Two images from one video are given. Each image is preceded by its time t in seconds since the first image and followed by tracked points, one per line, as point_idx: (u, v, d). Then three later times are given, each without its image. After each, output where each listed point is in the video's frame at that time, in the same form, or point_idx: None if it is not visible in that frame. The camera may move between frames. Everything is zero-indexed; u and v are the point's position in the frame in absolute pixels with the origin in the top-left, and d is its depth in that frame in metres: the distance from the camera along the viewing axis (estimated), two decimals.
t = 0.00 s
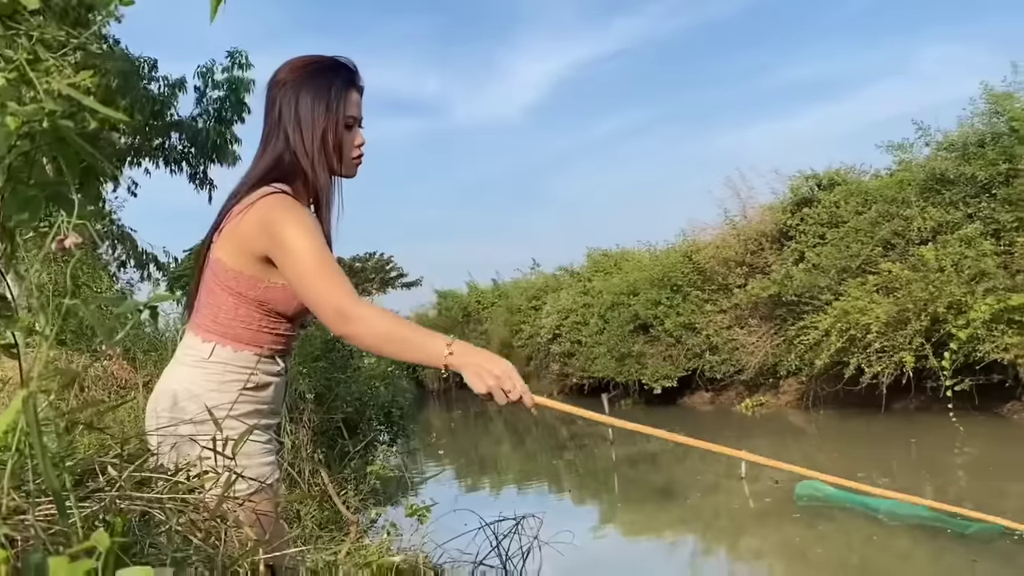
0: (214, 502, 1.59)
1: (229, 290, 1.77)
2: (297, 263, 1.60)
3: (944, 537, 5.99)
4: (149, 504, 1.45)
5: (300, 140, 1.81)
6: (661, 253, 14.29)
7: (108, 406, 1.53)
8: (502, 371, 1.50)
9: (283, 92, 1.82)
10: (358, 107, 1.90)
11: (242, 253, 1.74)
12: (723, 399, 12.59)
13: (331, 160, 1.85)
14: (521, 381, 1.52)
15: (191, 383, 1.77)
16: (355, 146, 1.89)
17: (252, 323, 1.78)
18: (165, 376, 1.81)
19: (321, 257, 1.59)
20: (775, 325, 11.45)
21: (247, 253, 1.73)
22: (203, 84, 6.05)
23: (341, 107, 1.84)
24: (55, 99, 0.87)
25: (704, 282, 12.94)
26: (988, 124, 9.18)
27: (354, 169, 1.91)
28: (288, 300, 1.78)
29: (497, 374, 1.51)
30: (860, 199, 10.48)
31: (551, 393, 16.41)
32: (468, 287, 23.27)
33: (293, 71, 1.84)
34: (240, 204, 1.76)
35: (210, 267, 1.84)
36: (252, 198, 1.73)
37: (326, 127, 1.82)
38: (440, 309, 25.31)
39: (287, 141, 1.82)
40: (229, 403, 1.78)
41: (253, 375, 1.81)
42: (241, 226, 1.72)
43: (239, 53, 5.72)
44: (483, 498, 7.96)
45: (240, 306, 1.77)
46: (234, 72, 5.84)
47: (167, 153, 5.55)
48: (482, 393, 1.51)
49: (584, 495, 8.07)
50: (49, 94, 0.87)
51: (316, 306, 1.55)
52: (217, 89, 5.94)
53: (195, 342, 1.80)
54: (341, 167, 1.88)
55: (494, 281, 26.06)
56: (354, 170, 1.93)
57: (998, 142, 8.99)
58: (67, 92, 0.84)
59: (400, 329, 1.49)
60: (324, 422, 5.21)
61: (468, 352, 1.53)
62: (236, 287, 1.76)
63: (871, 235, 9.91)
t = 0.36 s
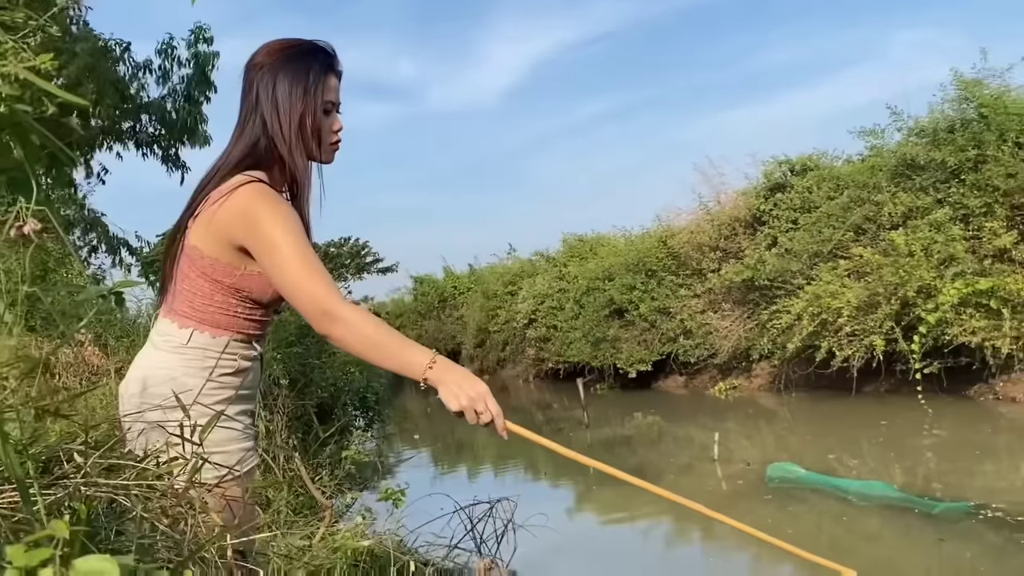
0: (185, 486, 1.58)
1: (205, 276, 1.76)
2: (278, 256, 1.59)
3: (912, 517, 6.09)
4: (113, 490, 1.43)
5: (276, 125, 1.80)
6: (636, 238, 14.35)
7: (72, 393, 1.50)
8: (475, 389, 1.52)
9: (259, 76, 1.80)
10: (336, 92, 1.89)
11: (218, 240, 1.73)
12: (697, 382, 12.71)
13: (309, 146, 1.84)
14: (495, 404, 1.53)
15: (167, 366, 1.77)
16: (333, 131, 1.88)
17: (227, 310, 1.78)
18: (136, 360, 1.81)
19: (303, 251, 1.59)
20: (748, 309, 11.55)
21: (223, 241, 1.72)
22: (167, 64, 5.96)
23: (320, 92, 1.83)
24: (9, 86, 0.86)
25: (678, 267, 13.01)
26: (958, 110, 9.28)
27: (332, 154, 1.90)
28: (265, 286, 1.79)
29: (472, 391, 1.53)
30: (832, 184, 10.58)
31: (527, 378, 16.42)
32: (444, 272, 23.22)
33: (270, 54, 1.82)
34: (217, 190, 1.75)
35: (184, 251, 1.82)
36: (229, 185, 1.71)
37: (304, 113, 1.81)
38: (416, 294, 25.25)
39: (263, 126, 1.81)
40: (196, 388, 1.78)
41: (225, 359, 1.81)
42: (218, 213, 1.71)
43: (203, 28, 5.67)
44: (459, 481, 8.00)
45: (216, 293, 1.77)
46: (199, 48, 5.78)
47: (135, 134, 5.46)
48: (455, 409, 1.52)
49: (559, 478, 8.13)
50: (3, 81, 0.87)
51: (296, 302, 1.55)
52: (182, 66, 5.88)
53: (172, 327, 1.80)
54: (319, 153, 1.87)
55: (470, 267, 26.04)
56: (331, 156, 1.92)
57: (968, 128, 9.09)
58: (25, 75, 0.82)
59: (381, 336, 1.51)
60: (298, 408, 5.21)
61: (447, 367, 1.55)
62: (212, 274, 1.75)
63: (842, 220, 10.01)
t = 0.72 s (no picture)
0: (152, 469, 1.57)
1: (180, 265, 1.74)
2: (249, 252, 1.59)
3: (878, 494, 6.20)
4: (77, 473, 1.42)
5: (243, 99, 1.77)
6: (610, 220, 14.39)
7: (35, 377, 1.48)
8: (447, 389, 1.55)
9: (225, 53, 1.77)
10: (303, 65, 1.86)
11: (189, 230, 1.71)
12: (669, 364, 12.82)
13: (278, 122, 1.81)
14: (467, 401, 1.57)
15: (140, 348, 1.75)
16: (302, 106, 1.86)
17: (207, 295, 1.77)
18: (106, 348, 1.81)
19: (274, 249, 1.59)
20: (720, 291, 11.66)
21: (194, 230, 1.70)
22: (129, 37, 5.87)
23: (287, 65, 1.80)
24: None
25: (652, 249, 13.07)
26: (927, 94, 9.38)
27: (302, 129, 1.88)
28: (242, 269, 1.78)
29: (443, 389, 1.56)
30: (803, 167, 10.68)
31: (501, 360, 16.46)
32: (417, 255, 23.16)
33: (234, 29, 1.79)
34: (187, 176, 1.73)
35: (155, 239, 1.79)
36: (199, 175, 1.69)
37: (271, 86, 1.78)
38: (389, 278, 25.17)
39: (230, 102, 1.79)
40: (161, 370, 1.75)
41: (205, 340, 1.80)
42: (189, 203, 1.69)
43: None
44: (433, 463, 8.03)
45: (194, 280, 1.75)
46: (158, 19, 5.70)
47: (99, 114, 5.41)
48: (427, 406, 1.56)
49: (533, 459, 8.18)
50: None
51: (267, 301, 1.56)
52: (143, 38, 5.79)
53: (153, 311, 1.77)
54: (288, 128, 1.85)
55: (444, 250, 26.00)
56: (301, 130, 1.90)
57: (936, 112, 9.20)
58: None
59: (351, 337, 1.54)
60: (271, 392, 5.21)
61: (419, 364, 1.58)
62: (188, 262, 1.73)
63: (813, 202, 10.12)
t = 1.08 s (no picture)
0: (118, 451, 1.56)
1: (148, 240, 1.70)
2: (202, 229, 1.57)
3: (845, 471, 6.31)
4: (38, 454, 1.40)
5: (158, 68, 1.66)
6: (583, 201, 14.41)
7: None
8: (403, 358, 1.61)
9: (141, 18, 1.67)
10: (232, 20, 1.72)
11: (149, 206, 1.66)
12: (642, 344, 12.93)
13: (204, 87, 1.70)
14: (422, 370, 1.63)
15: (106, 328, 1.70)
16: (234, 66, 1.73)
17: (183, 269, 1.74)
18: (82, 335, 1.76)
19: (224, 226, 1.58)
20: (692, 272, 11.76)
21: (152, 206, 1.65)
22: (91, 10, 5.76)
23: (206, 25, 1.68)
24: None
25: (624, 231, 13.13)
26: (896, 77, 9.47)
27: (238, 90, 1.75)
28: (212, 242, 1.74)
29: (398, 359, 1.63)
30: (774, 149, 10.76)
31: (475, 341, 16.49)
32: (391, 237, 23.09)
33: None
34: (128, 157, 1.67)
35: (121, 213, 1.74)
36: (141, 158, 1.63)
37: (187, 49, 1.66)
38: (363, 260, 25.09)
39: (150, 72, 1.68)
40: (123, 351, 1.69)
41: (183, 315, 1.75)
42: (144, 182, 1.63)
43: None
44: (408, 443, 8.07)
45: (167, 255, 1.71)
46: None
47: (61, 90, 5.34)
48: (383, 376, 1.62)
49: (507, 439, 8.23)
50: None
51: (220, 277, 1.56)
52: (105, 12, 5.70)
53: (128, 289, 1.72)
54: (221, 92, 1.73)
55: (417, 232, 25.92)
56: (240, 91, 1.77)
57: (905, 95, 9.29)
58: None
59: (307, 315, 1.56)
60: (241, 374, 5.20)
61: (372, 336, 1.62)
62: (156, 237, 1.69)
63: (783, 184, 10.22)
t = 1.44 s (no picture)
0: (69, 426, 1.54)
1: (111, 208, 1.65)
2: (191, 187, 1.56)
3: (806, 444, 6.42)
4: None
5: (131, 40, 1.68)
6: (550, 178, 14.41)
7: None
8: (392, 325, 1.67)
9: None
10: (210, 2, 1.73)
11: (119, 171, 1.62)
12: (608, 321, 13.02)
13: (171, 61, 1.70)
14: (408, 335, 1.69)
15: (54, 299, 1.67)
16: (206, 45, 1.74)
17: (140, 246, 1.68)
18: (30, 310, 1.73)
19: (219, 187, 1.57)
20: (658, 249, 11.85)
21: (124, 170, 1.62)
22: None
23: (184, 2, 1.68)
24: None
25: (591, 207, 13.16)
26: (859, 54, 9.55)
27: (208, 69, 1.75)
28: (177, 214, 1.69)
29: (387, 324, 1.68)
30: (740, 126, 10.82)
31: (442, 318, 16.50)
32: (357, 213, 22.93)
33: None
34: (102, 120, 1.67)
35: (82, 182, 1.68)
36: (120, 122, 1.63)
37: (161, 23, 1.68)
38: (329, 236, 24.90)
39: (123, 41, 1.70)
40: (71, 323, 1.66)
41: (132, 295, 1.70)
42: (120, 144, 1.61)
43: None
44: (376, 420, 8.08)
45: (126, 226, 1.66)
46: None
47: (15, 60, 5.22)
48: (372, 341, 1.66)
49: (474, 414, 8.27)
50: None
51: (211, 235, 1.56)
52: None
53: (75, 266, 1.68)
54: (191, 68, 1.73)
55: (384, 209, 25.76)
56: (215, 69, 1.78)
57: (868, 73, 9.36)
58: None
59: (301, 275, 1.58)
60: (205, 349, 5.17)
61: (361, 301, 1.66)
62: (120, 205, 1.64)
63: (748, 161, 10.30)
